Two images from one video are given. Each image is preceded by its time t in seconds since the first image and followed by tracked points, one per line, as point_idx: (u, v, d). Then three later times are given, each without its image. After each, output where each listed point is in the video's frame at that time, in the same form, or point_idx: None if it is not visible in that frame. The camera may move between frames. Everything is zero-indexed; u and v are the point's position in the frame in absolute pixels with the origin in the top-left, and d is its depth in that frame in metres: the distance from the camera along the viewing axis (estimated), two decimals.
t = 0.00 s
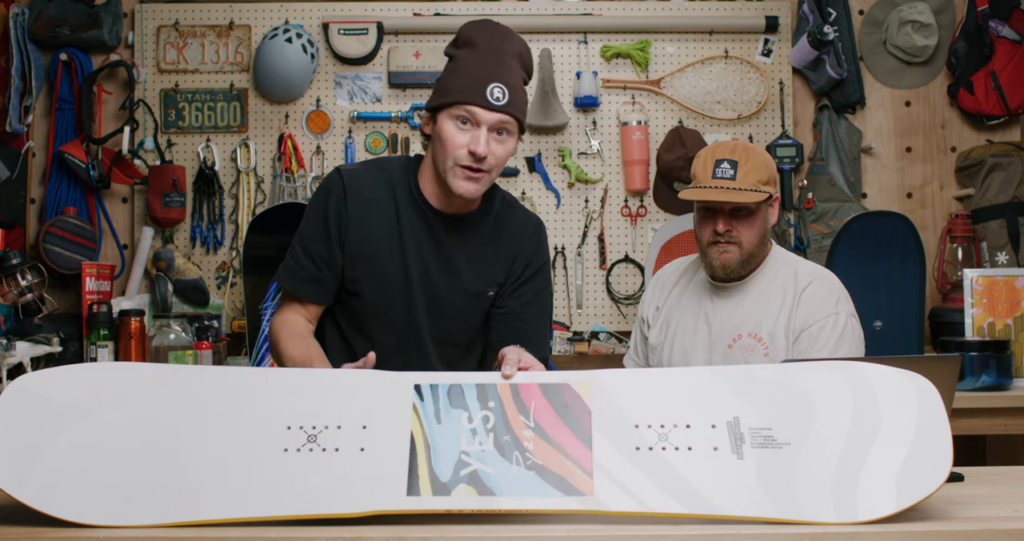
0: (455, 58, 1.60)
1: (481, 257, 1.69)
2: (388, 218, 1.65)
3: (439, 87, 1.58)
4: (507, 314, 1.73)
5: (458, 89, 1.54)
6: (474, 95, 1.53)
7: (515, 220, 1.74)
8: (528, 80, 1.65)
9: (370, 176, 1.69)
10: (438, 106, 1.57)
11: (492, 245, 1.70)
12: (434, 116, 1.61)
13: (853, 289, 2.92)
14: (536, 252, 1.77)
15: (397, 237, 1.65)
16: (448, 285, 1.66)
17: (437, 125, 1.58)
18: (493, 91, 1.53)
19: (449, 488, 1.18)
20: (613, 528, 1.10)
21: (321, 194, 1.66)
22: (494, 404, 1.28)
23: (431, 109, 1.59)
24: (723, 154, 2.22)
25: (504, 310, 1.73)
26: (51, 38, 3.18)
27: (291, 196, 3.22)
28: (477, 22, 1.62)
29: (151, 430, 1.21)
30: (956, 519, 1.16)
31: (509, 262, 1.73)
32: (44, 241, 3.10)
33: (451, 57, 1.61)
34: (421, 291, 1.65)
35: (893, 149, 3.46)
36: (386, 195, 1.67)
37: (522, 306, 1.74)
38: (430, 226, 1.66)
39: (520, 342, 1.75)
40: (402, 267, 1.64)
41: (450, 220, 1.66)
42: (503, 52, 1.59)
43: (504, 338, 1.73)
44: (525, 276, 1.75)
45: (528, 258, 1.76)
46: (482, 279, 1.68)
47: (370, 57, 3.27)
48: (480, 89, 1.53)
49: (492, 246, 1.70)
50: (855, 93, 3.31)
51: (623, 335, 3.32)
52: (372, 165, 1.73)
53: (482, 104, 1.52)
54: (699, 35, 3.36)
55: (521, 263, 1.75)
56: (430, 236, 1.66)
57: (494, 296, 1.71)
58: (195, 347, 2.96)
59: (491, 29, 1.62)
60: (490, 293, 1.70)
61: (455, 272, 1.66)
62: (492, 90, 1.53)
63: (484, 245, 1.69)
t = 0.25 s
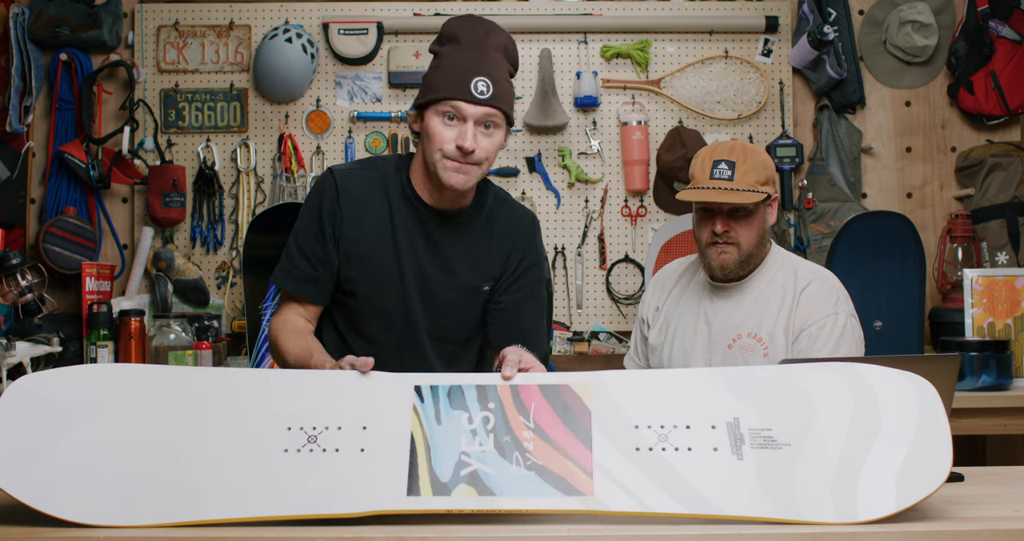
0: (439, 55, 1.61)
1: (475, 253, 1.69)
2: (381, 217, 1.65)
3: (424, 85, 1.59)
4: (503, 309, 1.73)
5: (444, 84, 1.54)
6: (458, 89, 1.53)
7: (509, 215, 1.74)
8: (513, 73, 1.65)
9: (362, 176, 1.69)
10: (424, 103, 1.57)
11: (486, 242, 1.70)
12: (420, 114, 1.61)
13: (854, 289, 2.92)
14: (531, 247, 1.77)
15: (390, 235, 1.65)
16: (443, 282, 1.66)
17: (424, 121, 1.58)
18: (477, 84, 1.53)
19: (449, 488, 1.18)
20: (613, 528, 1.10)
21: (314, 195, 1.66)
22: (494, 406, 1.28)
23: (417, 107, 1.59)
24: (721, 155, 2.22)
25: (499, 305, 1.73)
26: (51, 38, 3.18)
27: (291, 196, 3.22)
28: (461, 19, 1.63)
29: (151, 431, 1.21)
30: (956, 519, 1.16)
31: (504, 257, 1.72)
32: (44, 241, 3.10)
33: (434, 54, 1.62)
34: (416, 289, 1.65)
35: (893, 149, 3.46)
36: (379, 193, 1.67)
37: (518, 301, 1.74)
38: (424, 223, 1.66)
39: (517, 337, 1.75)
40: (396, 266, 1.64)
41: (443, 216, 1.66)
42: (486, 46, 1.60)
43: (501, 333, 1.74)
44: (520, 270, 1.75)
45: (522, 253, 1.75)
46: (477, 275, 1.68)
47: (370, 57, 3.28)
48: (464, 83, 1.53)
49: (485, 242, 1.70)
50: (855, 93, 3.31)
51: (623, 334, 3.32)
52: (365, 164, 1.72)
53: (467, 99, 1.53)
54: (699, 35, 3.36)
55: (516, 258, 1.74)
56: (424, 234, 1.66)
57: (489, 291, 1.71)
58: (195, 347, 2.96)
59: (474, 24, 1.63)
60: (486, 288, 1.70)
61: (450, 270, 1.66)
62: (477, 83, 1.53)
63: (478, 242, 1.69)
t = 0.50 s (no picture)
0: (435, 57, 1.59)
1: (471, 249, 1.69)
2: (376, 217, 1.65)
3: (425, 89, 1.57)
4: (502, 304, 1.73)
5: (453, 91, 1.54)
6: (471, 96, 1.53)
7: (503, 210, 1.74)
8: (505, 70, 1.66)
9: (356, 176, 1.68)
10: (431, 109, 1.55)
11: (481, 237, 1.70)
12: (420, 118, 1.59)
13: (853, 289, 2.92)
14: (526, 241, 1.77)
15: (386, 233, 1.65)
16: (439, 280, 1.66)
17: (429, 127, 1.56)
18: (489, 91, 1.54)
19: (450, 491, 1.18)
20: (615, 529, 1.10)
21: (308, 198, 1.66)
22: (497, 416, 1.29)
23: (419, 111, 1.57)
24: (721, 152, 2.22)
25: (498, 301, 1.73)
26: (51, 38, 3.18)
27: (292, 196, 3.23)
28: (449, 18, 1.61)
29: (152, 440, 1.21)
30: (957, 520, 1.16)
31: (499, 252, 1.72)
32: (44, 241, 3.09)
33: (428, 55, 1.61)
34: (413, 287, 1.65)
35: (893, 149, 3.46)
36: (372, 193, 1.67)
37: (516, 296, 1.74)
38: (419, 220, 1.66)
39: (516, 332, 1.74)
40: (391, 265, 1.64)
41: (439, 212, 1.66)
42: (483, 46, 1.60)
43: (500, 329, 1.73)
44: (517, 263, 1.75)
45: (518, 247, 1.75)
46: (473, 271, 1.68)
47: (370, 57, 3.28)
48: (476, 89, 1.54)
49: (480, 238, 1.70)
50: (855, 93, 3.31)
51: (623, 334, 3.33)
52: (357, 163, 1.72)
53: (480, 105, 1.53)
54: (699, 35, 3.36)
55: (512, 253, 1.74)
56: (420, 232, 1.66)
57: (487, 286, 1.71)
58: (195, 347, 2.97)
59: (462, 21, 1.61)
60: (483, 283, 1.70)
61: (446, 267, 1.66)
62: (489, 90, 1.54)
63: (473, 238, 1.69)
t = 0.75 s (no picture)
0: (439, 56, 1.59)
1: (470, 249, 1.69)
2: (374, 219, 1.65)
3: (429, 87, 1.57)
4: (502, 302, 1.73)
5: (459, 90, 1.55)
6: (478, 95, 1.54)
7: (500, 209, 1.74)
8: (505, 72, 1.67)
9: (351, 179, 1.68)
10: (435, 107, 1.55)
11: (479, 237, 1.70)
12: (423, 116, 1.59)
13: (853, 289, 2.92)
14: (524, 238, 1.77)
15: (383, 235, 1.65)
16: (439, 280, 1.66)
17: (433, 124, 1.56)
18: (495, 92, 1.56)
19: (447, 503, 1.21)
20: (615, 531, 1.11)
21: (304, 205, 1.66)
22: (497, 445, 1.30)
23: (423, 109, 1.57)
24: (719, 153, 2.23)
25: (498, 299, 1.73)
26: (51, 38, 3.18)
27: (292, 196, 3.23)
28: (450, 17, 1.61)
29: (153, 457, 1.27)
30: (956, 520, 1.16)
31: (498, 251, 1.72)
32: (44, 241, 3.10)
33: (431, 54, 1.61)
34: (414, 288, 1.65)
35: (893, 149, 3.46)
36: (368, 196, 1.67)
37: (516, 294, 1.74)
38: (416, 220, 1.66)
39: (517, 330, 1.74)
40: (390, 266, 1.65)
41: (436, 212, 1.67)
42: (485, 47, 1.61)
43: (501, 328, 1.73)
44: (515, 260, 1.75)
45: (516, 245, 1.75)
46: (472, 270, 1.68)
47: (370, 57, 3.28)
48: (483, 89, 1.55)
49: (479, 237, 1.70)
50: (855, 93, 3.31)
51: (623, 335, 3.33)
52: (352, 166, 1.72)
53: (488, 106, 1.55)
54: (699, 35, 3.35)
55: (510, 251, 1.74)
56: (418, 233, 1.66)
57: (486, 284, 1.71)
58: (195, 347, 2.97)
59: (463, 21, 1.62)
60: (482, 281, 1.70)
61: (445, 267, 1.67)
62: (495, 90, 1.56)
63: (471, 238, 1.69)
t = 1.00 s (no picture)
0: (448, 57, 1.60)
1: (471, 250, 1.69)
2: (375, 221, 1.66)
3: (436, 88, 1.58)
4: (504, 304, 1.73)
5: (467, 92, 1.55)
6: (486, 98, 1.55)
7: (501, 210, 1.74)
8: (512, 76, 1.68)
9: (352, 181, 1.68)
10: (443, 108, 1.56)
11: (480, 238, 1.70)
12: (430, 116, 1.59)
13: (853, 289, 2.92)
14: (525, 240, 1.77)
15: (384, 238, 1.65)
16: (441, 281, 1.66)
17: (440, 125, 1.57)
18: (504, 95, 1.56)
19: (442, 514, 1.23)
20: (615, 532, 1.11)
21: (306, 207, 1.67)
22: (497, 471, 1.34)
23: (430, 109, 1.57)
24: (721, 148, 2.23)
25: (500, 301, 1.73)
26: (51, 38, 3.18)
27: (292, 196, 3.23)
28: (462, 18, 1.62)
29: (154, 471, 1.32)
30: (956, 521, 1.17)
31: (499, 253, 1.72)
32: (44, 241, 3.09)
33: (442, 54, 1.61)
34: (415, 289, 1.65)
35: (893, 149, 3.46)
36: (368, 197, 1.67)
37: (518, 296, 1.74)
38: (416, 222, 1.66)
39: (518, 331, 1.74)
40: (391, 268, 1.65)
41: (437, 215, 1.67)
42: (495, 50, 1.62)
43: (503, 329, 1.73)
44: (517, 263, 1.75)
45: (518, 247, 1.75)
46: (474, 271, 1.68)
47: (370, 57, 3.28)
48: (491, 93, 1.55)
49: (480, 239, 1.70)
50: (855, 93, 3.31)
51: (623, 334, 3.33)
52: (353, 168, 1.73)
53: (496, 109, 1.55)
54: (699, 35, 3.35)
55: (511, 253, 1.74)
56: (419, 234, 1.66)
57: (488, 287, 1.71)
58: (195, 347, 2.97)
59: (474, 23, 1.62)
60: (484, 285, 1.70)
61: (447, 268, 1.67)
62: (503, 94, 1.56)
63: (472, 239, 1.69)
